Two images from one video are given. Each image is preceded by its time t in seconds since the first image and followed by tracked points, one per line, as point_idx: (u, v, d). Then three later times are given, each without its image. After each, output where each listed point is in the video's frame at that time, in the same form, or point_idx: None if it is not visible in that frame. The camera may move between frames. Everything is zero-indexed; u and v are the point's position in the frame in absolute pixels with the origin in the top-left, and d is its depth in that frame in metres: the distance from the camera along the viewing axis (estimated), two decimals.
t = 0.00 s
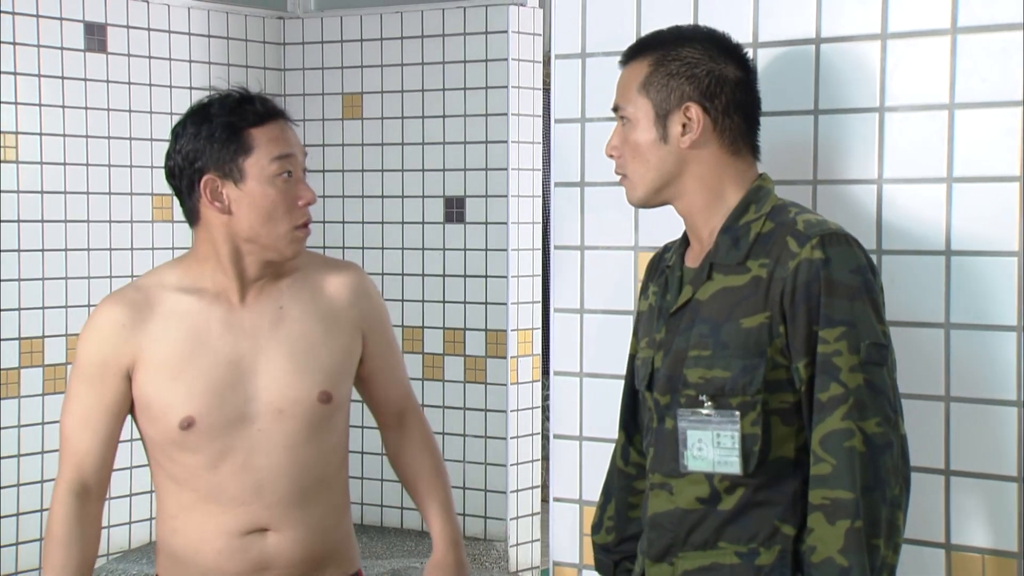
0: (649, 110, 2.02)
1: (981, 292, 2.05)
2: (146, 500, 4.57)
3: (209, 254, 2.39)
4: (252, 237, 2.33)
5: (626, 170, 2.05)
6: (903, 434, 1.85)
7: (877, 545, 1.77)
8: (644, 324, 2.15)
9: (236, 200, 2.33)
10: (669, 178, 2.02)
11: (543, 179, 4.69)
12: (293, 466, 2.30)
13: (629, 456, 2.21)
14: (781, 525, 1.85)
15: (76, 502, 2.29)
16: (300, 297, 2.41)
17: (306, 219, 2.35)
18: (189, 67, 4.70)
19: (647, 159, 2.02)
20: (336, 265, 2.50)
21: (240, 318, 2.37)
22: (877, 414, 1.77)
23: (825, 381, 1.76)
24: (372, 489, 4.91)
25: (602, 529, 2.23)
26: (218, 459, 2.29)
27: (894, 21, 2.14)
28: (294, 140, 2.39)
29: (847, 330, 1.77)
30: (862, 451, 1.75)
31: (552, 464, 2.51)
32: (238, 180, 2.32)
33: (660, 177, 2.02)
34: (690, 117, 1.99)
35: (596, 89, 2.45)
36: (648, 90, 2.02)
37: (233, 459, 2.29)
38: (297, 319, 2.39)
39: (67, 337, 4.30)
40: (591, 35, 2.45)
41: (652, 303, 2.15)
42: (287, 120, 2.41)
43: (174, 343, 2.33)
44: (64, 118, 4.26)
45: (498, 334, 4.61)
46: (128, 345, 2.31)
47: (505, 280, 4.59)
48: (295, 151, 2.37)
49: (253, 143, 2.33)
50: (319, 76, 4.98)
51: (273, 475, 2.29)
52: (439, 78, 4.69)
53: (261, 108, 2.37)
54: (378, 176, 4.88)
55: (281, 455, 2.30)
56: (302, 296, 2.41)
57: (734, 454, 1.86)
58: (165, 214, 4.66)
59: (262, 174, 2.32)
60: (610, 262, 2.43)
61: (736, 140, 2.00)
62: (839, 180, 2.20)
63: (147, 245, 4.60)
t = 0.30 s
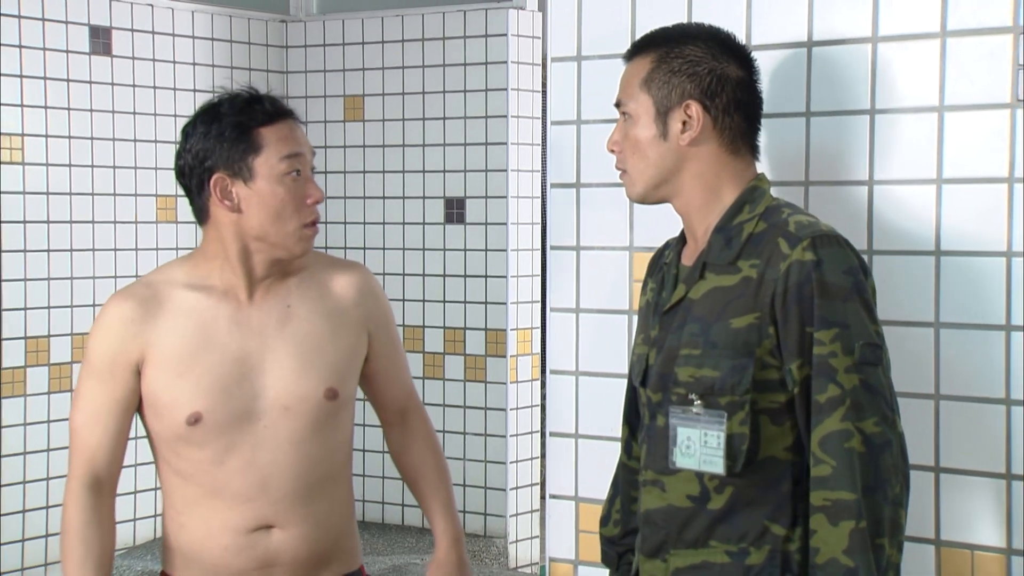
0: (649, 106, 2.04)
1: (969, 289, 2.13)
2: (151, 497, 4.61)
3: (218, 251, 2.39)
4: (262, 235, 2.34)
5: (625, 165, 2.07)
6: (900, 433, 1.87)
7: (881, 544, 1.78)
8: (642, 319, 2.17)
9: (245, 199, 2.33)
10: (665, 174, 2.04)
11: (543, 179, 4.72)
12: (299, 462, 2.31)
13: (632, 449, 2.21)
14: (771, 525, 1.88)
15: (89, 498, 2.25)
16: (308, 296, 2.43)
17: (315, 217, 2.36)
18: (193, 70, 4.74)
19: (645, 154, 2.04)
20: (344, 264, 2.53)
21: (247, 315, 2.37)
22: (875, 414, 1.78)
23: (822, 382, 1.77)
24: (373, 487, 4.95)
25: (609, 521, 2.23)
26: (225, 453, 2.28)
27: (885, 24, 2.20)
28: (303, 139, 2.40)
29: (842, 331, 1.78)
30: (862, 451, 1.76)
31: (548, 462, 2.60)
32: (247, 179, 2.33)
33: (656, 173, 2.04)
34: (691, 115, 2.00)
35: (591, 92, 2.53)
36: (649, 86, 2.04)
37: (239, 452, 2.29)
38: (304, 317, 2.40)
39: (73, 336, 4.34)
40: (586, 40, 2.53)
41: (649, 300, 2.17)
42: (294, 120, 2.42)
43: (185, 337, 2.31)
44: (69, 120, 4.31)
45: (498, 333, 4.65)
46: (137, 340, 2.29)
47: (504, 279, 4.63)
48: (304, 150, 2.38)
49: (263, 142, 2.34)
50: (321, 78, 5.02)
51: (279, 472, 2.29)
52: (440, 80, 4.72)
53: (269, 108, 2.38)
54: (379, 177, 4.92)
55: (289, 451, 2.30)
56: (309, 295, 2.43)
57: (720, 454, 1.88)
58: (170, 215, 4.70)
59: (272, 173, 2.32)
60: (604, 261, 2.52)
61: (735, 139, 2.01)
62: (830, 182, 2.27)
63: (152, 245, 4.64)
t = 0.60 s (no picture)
0: (647, 106, 2.06)
1: (961, 289, 2.16)
2: (155, 495, 4.65)
3: (232, 251, 2.42)
4: (275, 234, 2.37)
5: (624, 165, 2.10)
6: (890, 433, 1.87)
7: (868, 544, 1.78)
8: (639, 316, 2.20)
9: (259, 198, 2.36)
10: (662, 174, 2.06)
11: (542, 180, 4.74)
12: (314, 458, 2.34)
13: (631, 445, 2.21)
14: (760, 523, 1.90)
15: (106, 495, 2.28)
16: (320, 295, 2.45)
17: (328, 217, 2.39)
18: (196, 72, 4.78)
19: (643, 154, 2.06)
20: (354, 264, 2.56)
21: (260, 313, 2.40)
22: (864, 414, 1.79)
23: (811, 382, 1.78)
24: (374, 485, 4.97)
25: (609, 517, 2.25)
26: (237, 448, 2.30)
27: (878, 27, 2.23)
28: (316, 140, 2.43)
29: (832, 331, 1.79)
30: (850, 451, 1.77)
31: (546, 460, 2.63)
32: (262, 179, 2.36)
33: (653, 173, 2.06)
34: (688, 115, 2.02)
35: (588, 95, 2.56)
36: (647, 87, 2.07)
37: (252, 446, 2.31)
38: (316, 316, 2.43)
39: (78, 335, 4.39)
40: (583, 43, 2.56)
41: (645, 299, 2.20)
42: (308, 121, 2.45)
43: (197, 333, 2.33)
44: (74, 122, 4.34)
45: (498, 333, 4.67)
46: (151, 339, 2.31)
47: (504, 279, 4.65)
48: (319, 150, 2.41)
49: (277, 143, 2.37)
50: (323, 81, 5.05)
51: (290, 469, 2.32)
52: (440, 82, 4.75)
53: (284, 109, 2.41)
54: (381, 178, 4.95)
55: (301, 449, 2.33)
56: (321, 295, 2.46)
57: (711, 452, 1.90)
58: (174, 215, 4.74)
59: (285, 173, 2.35)
60: (601, 261, 2.55)
61: (733, 140, 2.03)
62: (825, 183, 2.30)
63: (155, 245, 4.68)
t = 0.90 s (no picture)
0: (648, 104, 2.07)
1: (958, 290, 2.17)
2: (156, 493, 4.65)
3: (237, 249, 2.43)
4: (280, 233, 2.37)
5: (626, 162, 2.11)
6: (879, 436, 1.87)
7: (849, 546, 1.78)
8: (638, 313, 2.20)
9: (264, 197, 2.37)
10: (663, 171, 2.07)
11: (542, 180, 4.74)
12: (317, 456, 2.34)
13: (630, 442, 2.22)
14: (754, 521, 1.91)
15: (107, 490, 2.29)
16: (325, 294, 2.46)
17: (332, 216, 2.39)
18: (196, 72, 4.79)
19: (644, 152, 2.07)
20: (359, 263, 2.57)
21: (265, 311, 2.40)
22: (852, 416, 1.79)
23: (800, 381, 1.78)
24: (375, 484, 4.98)
25: (608, 514, 2.26)
26: (240, 446, 2.31)
27: (877, 27, 2.24)
28: (322, 139, 2.43)
29: (825, 331, 1.78)
30: (836, 452, 1.76)
31: (546, 459, 2.64)
32: (266, 177, 2.36)
33: (654, 171, 2.07)
34: (690, 114, 2.02)
35: (588, 95, 2.57)
36: (649, 85, 2.07)
37: (255, 445, 2.32)
38: (321, 315, 2.43)
39: (80, 334, 4.40)
40: (583, 43, 2.57)
41: (644, 295, 2.20)
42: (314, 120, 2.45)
43: (201, 331, 2.34)
44: (75, 122, 4.35)
45: (499, 332, 4.68)
46: (155, 335, 2.32)
47: (504, 279, 4.66)
48: (323, 149, 2.41)
49: (281, 142, 2.37)
50: (324, 80, 5.06)
51: (293, 468, 2.32)
52: (441, 82, 4.75)
53: (290, 108, 2.42)
54: (381, 178, 4.95)
55: (305, 448, 2.33)
56: (327, 294, 2.47)
57: (706, 450, 1.91)
58: (174, 215, 4.74)
59: (289, 172, 2.36)
60: (601, 260, 2.56)
61: (734, 139, 2.03)
62: (824, 182, 2.30)
63: (156, 245, 4.69)
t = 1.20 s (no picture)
0: (639, 106, 2.07)
1: (959, 289, 2.17)
2: (157, 492, 4.66)
3: (243, 248, 2.43)
4: (286, 231, 2.38)
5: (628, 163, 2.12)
6: (877, 436, 1.85)
7: (847, 547, 1.76)
8: (641, 313, 2.21)
9: (271, 195, 2.37)
10: (654, 173, 2.07)
11: (544, 178, 4.74)
12: (322, 452, 2.35)
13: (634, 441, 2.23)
14: (754, 522, 1.90)
15: (110, 485, 2.29)
16: (330, 293, 2.46)
17: (339, 214, 2.39)
18: (198, 71, 4.79)
19: (638, 153, 2.08)
20: (361, 263, 2.57)
21: (269, 309, 2.40)
22: (848, 417, 1.76)
23: (794, 383, 1.75)
24: (376, 483, 4.98)
25: (614, 512, 2.25)
26: (240, 445, 2.31)
27: (877, 26, 2.24)
28: (327, 138, 2.43)
29: (819, 332, 1.76)
30: (832, 454, 1.74)
31: (547, 458, 2.64)
32: (273, 175, 2.36)
33: (646, 172, 2.08)
34: (670, 117, 2.00)
35: (589, 94, 2.57)
36: (640, 87, 2.07)
37: (255, 445, 2.31)
38: (325, 313, 2.44)
39: (81, 333, 4.40)
40: (584, 42, 2.57)
41: (646, 295, 2.21)
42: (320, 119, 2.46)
43: (200, 329, 2.33)
44: (76, 121, 4.35)
45: (500, 331, 4.68)
46: (160, 331, 2.31)
47: (506, 278, 4.66)
48: (330, 148, 2.42)
49: (288, 140, 2.37)
50: (325, 79, 5.06)
51: (296, 467, 2.33)
52: (442, 81, 4.75)
53: (295, 106, 2.42)
54: (382, 177, 4.95)
55: (309, 446, 2.34)
56: (331, 293, 2.47)
57: (703, 451, 1.91)
58: (176, 214, 4.75)
59: (296, 170, 2.36)
60: (603, 259, 2.56)
61: (718, 140, 1.99)
62: (826, 181, 2.30)
63: (158, 244, 4.69)
